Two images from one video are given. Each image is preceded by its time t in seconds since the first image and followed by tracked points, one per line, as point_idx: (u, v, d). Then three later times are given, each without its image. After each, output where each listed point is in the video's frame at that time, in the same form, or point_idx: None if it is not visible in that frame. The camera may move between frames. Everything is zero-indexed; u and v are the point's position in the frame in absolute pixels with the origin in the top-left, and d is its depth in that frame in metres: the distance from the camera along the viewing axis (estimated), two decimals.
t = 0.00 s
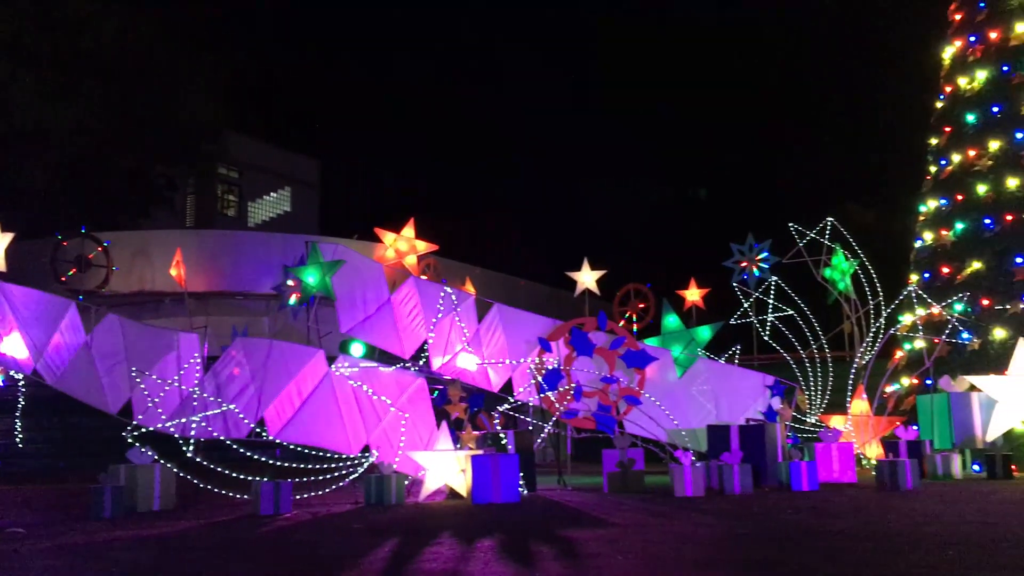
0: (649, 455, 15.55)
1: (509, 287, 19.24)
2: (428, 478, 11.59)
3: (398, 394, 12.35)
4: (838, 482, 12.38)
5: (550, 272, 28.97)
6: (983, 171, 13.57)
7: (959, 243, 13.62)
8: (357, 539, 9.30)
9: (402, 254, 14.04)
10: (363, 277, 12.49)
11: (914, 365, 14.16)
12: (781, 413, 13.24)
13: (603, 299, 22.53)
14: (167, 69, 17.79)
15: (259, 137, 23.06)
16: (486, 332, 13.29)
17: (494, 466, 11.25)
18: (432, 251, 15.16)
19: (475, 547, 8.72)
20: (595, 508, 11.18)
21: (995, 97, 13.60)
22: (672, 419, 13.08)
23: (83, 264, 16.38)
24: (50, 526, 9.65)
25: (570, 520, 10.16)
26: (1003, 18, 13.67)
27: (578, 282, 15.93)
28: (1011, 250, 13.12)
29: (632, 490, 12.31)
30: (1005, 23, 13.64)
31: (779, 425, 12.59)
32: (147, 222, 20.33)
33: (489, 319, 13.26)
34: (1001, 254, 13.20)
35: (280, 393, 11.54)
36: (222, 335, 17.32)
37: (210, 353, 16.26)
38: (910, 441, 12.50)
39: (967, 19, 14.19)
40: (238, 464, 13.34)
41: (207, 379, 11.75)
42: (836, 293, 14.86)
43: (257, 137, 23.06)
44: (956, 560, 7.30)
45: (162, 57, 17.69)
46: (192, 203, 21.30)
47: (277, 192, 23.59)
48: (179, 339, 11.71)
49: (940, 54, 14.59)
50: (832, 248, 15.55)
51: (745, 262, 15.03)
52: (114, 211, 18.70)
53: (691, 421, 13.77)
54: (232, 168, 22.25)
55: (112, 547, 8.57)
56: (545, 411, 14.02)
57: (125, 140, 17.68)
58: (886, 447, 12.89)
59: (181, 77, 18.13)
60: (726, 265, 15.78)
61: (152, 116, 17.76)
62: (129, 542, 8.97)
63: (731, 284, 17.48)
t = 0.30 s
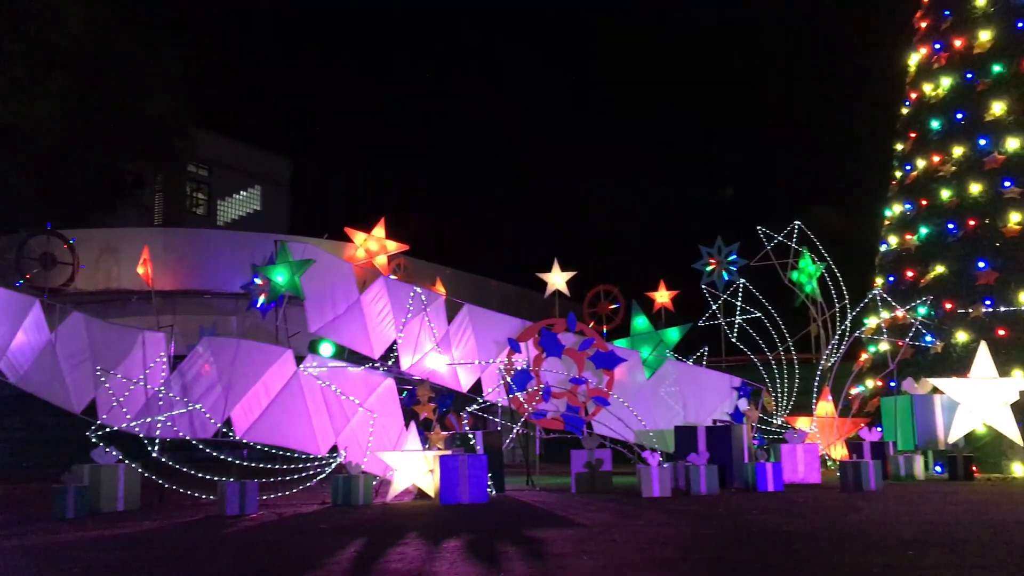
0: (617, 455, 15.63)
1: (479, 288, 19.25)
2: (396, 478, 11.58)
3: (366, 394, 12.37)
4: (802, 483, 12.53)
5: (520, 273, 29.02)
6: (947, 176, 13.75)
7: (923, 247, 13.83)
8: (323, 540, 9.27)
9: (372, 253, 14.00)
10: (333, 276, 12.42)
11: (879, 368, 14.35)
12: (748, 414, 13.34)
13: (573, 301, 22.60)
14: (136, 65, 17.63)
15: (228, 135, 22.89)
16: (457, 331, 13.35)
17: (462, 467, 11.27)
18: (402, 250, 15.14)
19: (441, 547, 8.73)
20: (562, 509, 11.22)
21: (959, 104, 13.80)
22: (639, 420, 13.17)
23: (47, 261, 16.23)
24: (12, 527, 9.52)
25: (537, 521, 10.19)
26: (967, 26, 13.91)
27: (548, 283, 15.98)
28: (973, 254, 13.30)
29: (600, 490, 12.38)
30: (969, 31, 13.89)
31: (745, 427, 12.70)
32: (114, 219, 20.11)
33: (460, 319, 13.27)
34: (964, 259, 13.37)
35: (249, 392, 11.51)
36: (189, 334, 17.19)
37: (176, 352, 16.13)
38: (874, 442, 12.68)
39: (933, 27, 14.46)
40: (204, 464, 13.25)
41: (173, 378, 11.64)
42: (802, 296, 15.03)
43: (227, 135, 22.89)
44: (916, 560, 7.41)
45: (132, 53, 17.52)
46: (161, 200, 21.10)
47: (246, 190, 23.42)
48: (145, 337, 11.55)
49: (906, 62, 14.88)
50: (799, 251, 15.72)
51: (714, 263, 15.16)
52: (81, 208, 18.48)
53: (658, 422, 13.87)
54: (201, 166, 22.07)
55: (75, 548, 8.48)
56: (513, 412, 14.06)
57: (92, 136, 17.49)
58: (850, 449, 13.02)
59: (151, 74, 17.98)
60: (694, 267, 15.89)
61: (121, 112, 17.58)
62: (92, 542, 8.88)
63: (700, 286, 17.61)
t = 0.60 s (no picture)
0: (588, 459, 15.70)
1: (452, 292, 19.26)
2: (366, 482, 11.57)
3: (336, 397, 12.23)
4: (771, 487, 12.64)
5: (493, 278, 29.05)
6: (914, 185, 13.98)
7: (890, 255, 14.04)
8: (292, 544, 9.24)
9: (345, 256, 13.98)
10: (305, 279, 12.41)
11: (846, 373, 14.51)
12: (718, 418, 13.44)
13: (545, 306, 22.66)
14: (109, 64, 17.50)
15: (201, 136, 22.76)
16: (428, 334, 13.38)
17: (432, 471, 11.27)
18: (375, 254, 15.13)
19: (410, 551, 8.75)
20: (532, 513, 11.25)
21: (926, 114, 14.04)
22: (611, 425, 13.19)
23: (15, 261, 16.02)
24: None
25: (507, 525, 10.22)
26: (934, 38, 14.15)
27: (520, 288, 16.02)
28: (940, 262, 13.45)
29: (570, 494, 12.43)
30: (936, 42, 14.14)
31: (715, 432, 12.83)
32: (84, 220, 19.93)
33: (432, 322, 13.26)
34: (929, 267, 13.57)
35: (218, 394, 11.47)
36: (158, 336, 17.06)
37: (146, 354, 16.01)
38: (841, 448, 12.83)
39: (901, 37, 14.71)
40: (172, 467, 13.16)
41: (142, 381, 11.57)
42: (772, 302, 15.18)
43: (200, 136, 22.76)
44: (879, 564, 7.52)
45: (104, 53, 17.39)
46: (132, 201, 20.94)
47: (218, 192, 23.29)
48: (113, 339, 11.62)
49: (875, 71, 15.13)
50: (769, 258, 15.88)
51: (685, 267, 15.30)
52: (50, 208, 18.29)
53: (629, 427, 13.94)
54: (173, 166, 21.93)
55: (40, 551, 8.41)
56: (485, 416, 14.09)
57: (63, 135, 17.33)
58: (818, 454, 13.15)
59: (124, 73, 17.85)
60: (666, 272, 15.99)
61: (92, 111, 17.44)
62: (58, 546, 8.80)
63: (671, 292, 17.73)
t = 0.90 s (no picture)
0: (558, 466, 15.72)
1: (425, 297, 19.24)
2: (336, 488, 11.50)
3: (307, 402, 12.14)
4: (740, 494, 12.71)
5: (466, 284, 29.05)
6: (883, 196, 14.13)
7: (859, 264, 14.19)
8: (259, 550, 9.18)
9: (317, 261, 13.90)
10: (276, 284, 12.30)
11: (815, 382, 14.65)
12: (688, 426, 13.47)
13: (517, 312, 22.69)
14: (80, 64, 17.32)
15: (172, 138, 22.60)
16: (400, 338, 13.38)
17: (402, 476, 11.23)
18: (348, 258, 15.06)
19: (378, 558, 8.72)
20: (502, 520, 11.25)
21: (895, 126, 14.25)
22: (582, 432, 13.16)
23: None
24: None
25: (477, 531, 10.21)
26: (904, 51, 14.39)
27: (493, 294, 16.02)
28: (907, 272, 13.64)
29: (540, 501, 12.44)
30: (906, 56, 14.36)
31: (685, 440, 12.86)
32: (53, 221, 19.71)
33: (403, 327, 13.26)
34: (897, 277, 13.74)
35: (186, 398, 11.37)
36: (127, 340, 16.97)
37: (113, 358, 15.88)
38: (810, 455, 12.94)
39: (871, 50, 14.93)
40: (139, 473, 13.04)
41: (108, 385, 11.38)
42: (743, 310, 15.28)
43: (171, 138, 22.60)
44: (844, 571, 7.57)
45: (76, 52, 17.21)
46: (102, 203, 20.73)
47: (190, 194, 23.12)
48: (79, 343, 11.57)
49: (845, 83, 15.33)
50: (740, 266, 15.98)
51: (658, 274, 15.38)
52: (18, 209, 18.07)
53: (599, 434, 13.96)
54: (143, 168, 21.74)
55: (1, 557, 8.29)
56: (456, 422, 14.06)
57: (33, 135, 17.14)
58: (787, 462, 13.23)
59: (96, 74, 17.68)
60: (638, 280, 16.07)
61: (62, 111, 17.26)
62: (20, 552, 8.68)
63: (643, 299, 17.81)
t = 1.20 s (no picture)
0: (527, 473, 15.70)
1: (396, 303, 19.18)
2: (302, 495, 11.37)
3: (275, 407, 11.96)
4: (707, 502, 12.76)
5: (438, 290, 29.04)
6: (851, 208, 14.27)
7: (827, 274, 14.32)
8: (222, 556, 9.09)
9: (287, 265, 13.83)
10: (244, 287, 12.26)
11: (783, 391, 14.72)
12: (657, 433, 13.52)
13: (489, 318, 22.70)
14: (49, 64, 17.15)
15: (143, 140, 22.43)
16: (369, 344, 13.37)
17: (369, 483, 11.17)
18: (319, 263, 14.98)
19: (343, 564, 8.67)
20: (469, 526, 11.22)
21: (863, 138, 14.39)
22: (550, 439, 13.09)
23: None
24: None
25: (443, 538, 10.18)
26: (873, 64, 14.58)
27: (465, 300, 16.00)
28: (874, 283, 13.78)
29: (509, 508, 12.41)
30: (875, 69, 14.54)
31: (654, 448, 12.87)
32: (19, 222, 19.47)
33: (373, 333, 13.29)
34: (863, 288, 13.88)
35: (151, 401, 11.29)
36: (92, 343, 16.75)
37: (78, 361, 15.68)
38: (777, 463, 13.02)
39: (841, 63, 15.11)
40: (102, 478, 12.88)
41: (72, 388, 11.24)
42: (713, 319, 15.36)
43: (141, 140, 22.43)
44: None
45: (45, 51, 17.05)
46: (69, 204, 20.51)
47: (160, 197, 22.88)
48: (43, 347, 11.48)
49: (815, 95, 15.50)
50: (710, 275, 16.07)
51: (631, 275, 15.55)
52: None
53: (568, 441, 13.96)
54: (112, 170, 21.56)
55: None
56: (425, 428, 14.00)
57: None
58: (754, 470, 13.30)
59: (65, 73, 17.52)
60: (610, 287, 16.12)
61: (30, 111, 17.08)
62: None
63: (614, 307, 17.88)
